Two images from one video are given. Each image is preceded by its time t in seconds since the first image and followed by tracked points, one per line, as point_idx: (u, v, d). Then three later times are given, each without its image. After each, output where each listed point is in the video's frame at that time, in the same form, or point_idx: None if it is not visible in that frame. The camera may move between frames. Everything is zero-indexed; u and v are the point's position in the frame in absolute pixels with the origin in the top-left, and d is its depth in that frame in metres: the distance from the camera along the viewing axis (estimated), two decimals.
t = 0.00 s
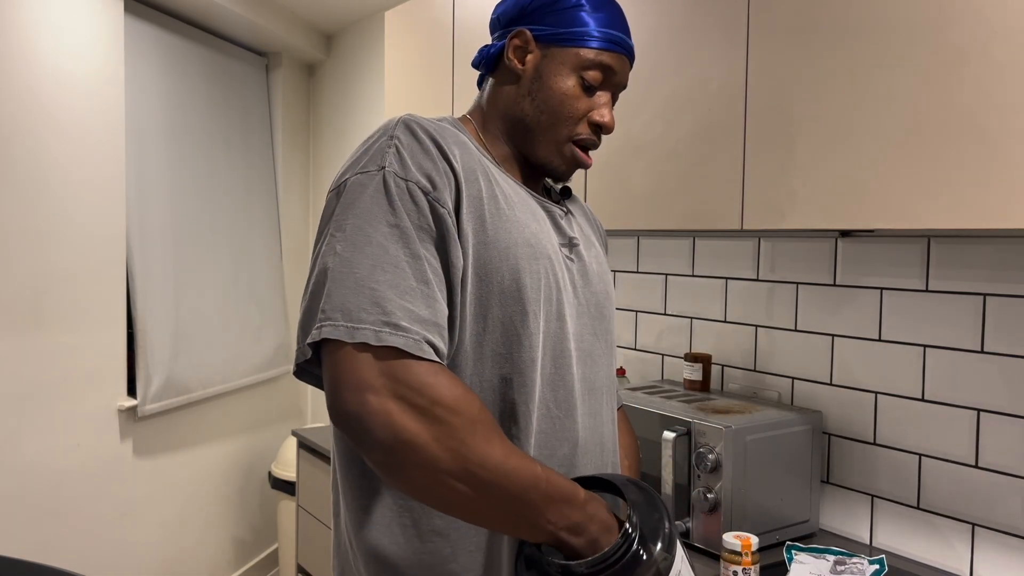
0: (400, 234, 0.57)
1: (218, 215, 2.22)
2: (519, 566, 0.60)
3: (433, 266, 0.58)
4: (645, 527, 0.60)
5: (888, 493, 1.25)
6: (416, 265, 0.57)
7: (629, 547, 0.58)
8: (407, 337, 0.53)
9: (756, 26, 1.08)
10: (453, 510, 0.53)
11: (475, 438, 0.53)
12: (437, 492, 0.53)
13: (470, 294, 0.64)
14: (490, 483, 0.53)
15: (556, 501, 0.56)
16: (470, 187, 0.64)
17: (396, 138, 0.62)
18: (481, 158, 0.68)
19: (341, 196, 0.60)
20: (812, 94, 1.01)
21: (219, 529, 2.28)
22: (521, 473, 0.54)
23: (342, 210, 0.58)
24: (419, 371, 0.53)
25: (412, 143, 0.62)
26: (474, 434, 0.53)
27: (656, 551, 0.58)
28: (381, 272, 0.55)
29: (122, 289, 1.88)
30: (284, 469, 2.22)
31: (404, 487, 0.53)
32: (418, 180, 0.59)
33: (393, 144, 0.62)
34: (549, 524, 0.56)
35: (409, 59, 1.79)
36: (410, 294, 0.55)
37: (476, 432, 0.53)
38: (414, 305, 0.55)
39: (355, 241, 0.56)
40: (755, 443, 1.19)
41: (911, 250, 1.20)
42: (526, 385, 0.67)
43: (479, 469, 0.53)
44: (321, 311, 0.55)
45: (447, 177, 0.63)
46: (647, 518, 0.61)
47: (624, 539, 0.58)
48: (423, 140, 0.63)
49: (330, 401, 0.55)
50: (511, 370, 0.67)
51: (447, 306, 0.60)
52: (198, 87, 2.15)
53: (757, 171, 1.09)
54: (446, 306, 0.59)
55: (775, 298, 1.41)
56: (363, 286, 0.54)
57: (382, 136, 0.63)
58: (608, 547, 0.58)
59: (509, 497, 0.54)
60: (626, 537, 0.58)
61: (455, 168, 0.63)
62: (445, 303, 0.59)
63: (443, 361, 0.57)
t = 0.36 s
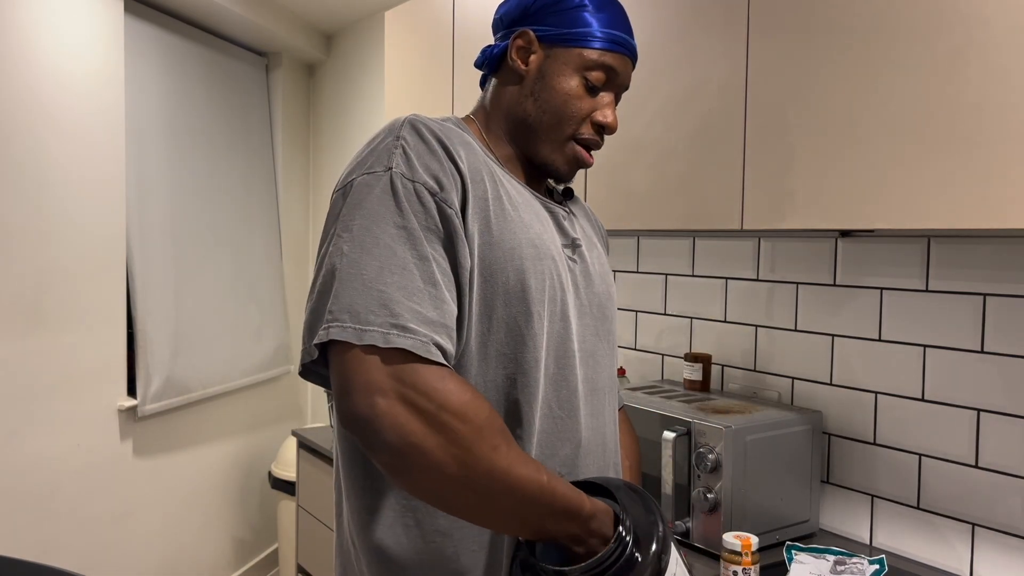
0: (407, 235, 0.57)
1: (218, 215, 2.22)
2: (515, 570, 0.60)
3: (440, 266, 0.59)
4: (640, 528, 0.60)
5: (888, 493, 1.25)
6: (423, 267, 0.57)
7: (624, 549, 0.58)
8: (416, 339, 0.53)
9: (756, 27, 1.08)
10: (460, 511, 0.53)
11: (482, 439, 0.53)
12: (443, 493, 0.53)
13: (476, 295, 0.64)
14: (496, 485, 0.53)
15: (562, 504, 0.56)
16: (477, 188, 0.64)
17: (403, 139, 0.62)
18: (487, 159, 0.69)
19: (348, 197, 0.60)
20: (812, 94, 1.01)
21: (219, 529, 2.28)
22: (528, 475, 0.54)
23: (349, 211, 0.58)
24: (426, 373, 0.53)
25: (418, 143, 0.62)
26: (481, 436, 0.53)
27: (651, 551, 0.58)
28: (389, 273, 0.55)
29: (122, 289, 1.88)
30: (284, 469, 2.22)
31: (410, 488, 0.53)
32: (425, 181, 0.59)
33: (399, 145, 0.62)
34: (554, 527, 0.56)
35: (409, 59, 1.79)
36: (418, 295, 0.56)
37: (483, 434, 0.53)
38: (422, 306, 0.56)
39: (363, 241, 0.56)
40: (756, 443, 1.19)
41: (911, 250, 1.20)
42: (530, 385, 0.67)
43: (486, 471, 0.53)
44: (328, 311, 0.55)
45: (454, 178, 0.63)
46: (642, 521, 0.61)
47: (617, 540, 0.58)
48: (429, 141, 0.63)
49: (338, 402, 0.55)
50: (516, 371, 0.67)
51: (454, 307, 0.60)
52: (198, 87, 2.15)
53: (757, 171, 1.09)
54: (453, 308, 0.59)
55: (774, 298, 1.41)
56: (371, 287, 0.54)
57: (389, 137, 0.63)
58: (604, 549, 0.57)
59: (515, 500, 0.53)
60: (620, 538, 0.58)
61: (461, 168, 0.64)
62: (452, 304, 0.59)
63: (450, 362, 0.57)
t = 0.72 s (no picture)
0: (401, 234, 0.57)
1: (218, 215, 2.22)
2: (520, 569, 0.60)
3: (437, 266, 0.58)
4: (646, 527, 0.60)
5: (888, 493, 1.25)
6: (415, 265, 0.56)
7: (630, 549, 0.58)
8: (400, 338, 0.53)
9: (756, 26, 1.08)
10: (453, 506, 0.53)
11: (473, 436, 0.53)
12: (434, 489, 0.53)
13: (477, 295, 0.64)
14: (488, 482, 0.53)
15: (555, 501, 0.56)
16: (476, 187, 0.64)
17: (402, 138, 0.62)
18: (487, 159, 0.68)
19: (347, 196, 0.61)
20: (812, 94, 1.01)
21: (219, 529, 2.28)
22: (522, 473, 0.54)
23: (347, 210, 0.59)
24: (418, 371, 0.53)
25: (417, 143, 0.62)
26: (472, 432, 0.53)
27: (658, 552, 0.58)
28: (381, 272, 0.55)
29: (122, 289, 1.88)
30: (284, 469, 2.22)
31: (401, 484, 0.53)
32: (423, 181, 0.59)
33: (398, 144, 0.62)
34: (546, 523, 0.56)
35: (410, 60, 1.79)
36: (406, 295, 0.55)
37: (475, 430, 0.53)
38: (410, 306, 0.55)
39: (355, 239, 0.56)
40: (756, 443, 1.19)
41: (911, 250, 1.20)
42: (532, 385, 0.67)
43: (478, 468, 0.53)
44: (316, 307, 0.55)
45: (453, 177, 0.63)
46: (648, 520, 0.61)
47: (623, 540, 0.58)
48: (429, 140, 0.63)
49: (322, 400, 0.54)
50: (519, 370, 0.67)
51: (448, 307, 0.60)
52: (198, 87, 2.15)
53: (757, 171, 1.09)
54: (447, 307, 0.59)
55: (774, 298, 1.41)
56: (359, 284, 0.54)
57: (388, 137, 0.63)
58: (609, 550, 0.57)
59: (507, 496, 0.54)
60: (626, 538, 0.58)
61: (460, 167, 0.64)
62: (445, 303, 0.59)
63: (439, 360, 0.57)
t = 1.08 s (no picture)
0: (400, 233, 0.57)
1: (218, 215, 2.22)
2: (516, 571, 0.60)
3: (436, 264, 0.58)
4: (642, 528, 0.60)
5: (888, 493, 1.25)
6: (415, 264, 0.56)
7: (626, 551, 0.58)
8: (401, 336, 0.53)
9: (756, 26, 1.08)
10: (453, 504, 0.54)
11: (473, 434, 0.53)
12: (434, 486, 0.53)
13: (475, 294, 0.64)
14: (488, 480, 0.53)
15: (555, 500, 0.56)
16: (475, 186, 0.64)
17: (400, 138, 0.62)
18: (485, 158, 0.69)
19: (345, 197, 0.61)
20: (812, 94, 1.01)
21: (219, 529, 2.28)
22: (521, 471, 0.54)
23: (346, 210, 0.59)
24: (420, 369, 0.53)
25: (415, 142, 0.62)
26: (472, 430, 0.53)
27: (653, 554, 0.58)
28: (381, 270, 0.55)
29: (122, 289, 1.89)
30: (284, 469, 2.22)
31: (401, 481, 0.53)
32: (421, 180, 0.59)
33: (397, 144, 0.62)
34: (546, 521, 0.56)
35: (410, 59, 1.79)
36: (407, 293, 0.55)
37: (475, 428, 0.54)
38: (411, 304, 0.55)
39: (356, 238, 0.56)
40: (756, 443, 1.19)
41: (911, 250, 1.20)
42: (529, 384, 0.67)
43: (478, 465, 0.53)
44: (317, 306, 0.55)
45: (451, 177, 0.63)
46: (645, 521, 0.61)
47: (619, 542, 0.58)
48: (426, 140, 0.63)
49: (324, 400, 0.54)
50: (515, 370, 0.67)
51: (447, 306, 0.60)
52: (198, 87, 2.15)
53: (757, 171, 1.09)
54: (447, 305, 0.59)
55: (774, 298, 1.41)
56: (361, 283, 0.54)
57: (386, 137, 0.63)
58: (605, 551, 0.57)
59: (507, 494, 0.54)
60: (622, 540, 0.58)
61: (459, 167, 0.64)
62: (445, 302, 0.59)
63: (440, 358, 0.57)
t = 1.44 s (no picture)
0: (401, 234, 0.57)
1: (218, 215, 2.22)
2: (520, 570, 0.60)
3: (437, 265, 0.58)
4: (642, 526, 0.59)
5: (888, 493, 1.24)
6: (415, 265, 0.56)
7: (626, 549, 0.57)
8: (401, 336, 0.53)
9: (756, 26, 1.08)
10: (452, 502, 0.54)
11: (474, 434, 0.53)
12: (433, 485, 0.53)
13: (476, 295, 0.64)
14: (486, 480, 0.53)
15: (554, 499, 0.56)
16: (476, 187, 0.64)
17: (401, 139, 0.62)
18: (486, 159, 0.69)
19: (346, 197, 0.61)
20: (812, 95, 1.01)
21: (219, 529, 2.28)
22: (519, 472, 0.54)
23: (347, 210, 0.59)
24: (419, 371, 0.53)
25: (416, 143, 0.62)
26: (472, 431, 0.53)
27: (653, 553, 0.57)
28: (382, 271, 0.55)
29: (122, 290, 1.89)
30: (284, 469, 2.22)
31: (400, 480, 0.54)
32: (421, 181, 0.59)
33: (398, 145, 0.62)
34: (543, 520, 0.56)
35: (410, 58, 1.79)
36: (407, 294, 0.55)
37: (475, 428, 0.54)
38: (411, 305, 0.55)
39: (356, 239, 0.56)
40: (756, 443, 1.19)
41: (911, 250, 1.20)
42: (530, 385, 0.67)
43: (477, 465, 0.53)
44: (317, 307, 0.55)
45: (452, 177, 0.63)
46: (646, 518, 0.60)
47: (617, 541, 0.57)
48: (427, 141, 0.63)
49: (323, 400, 0.54)
50: (516, 370, 0.67)
51: (448, 307, 0.60)
52: (198, 86, 2.15)
53: (757, 170, 1.09)
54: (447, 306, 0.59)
55: (774, 298, 1.41)
56: (361, 284, 0.54)
57: (387, 137, 0.63)
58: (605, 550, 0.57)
59: (505, 494, 0.54)
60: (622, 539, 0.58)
61: (460, 168, 0.64)
62: (444, 303, 0.59)
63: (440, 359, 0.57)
